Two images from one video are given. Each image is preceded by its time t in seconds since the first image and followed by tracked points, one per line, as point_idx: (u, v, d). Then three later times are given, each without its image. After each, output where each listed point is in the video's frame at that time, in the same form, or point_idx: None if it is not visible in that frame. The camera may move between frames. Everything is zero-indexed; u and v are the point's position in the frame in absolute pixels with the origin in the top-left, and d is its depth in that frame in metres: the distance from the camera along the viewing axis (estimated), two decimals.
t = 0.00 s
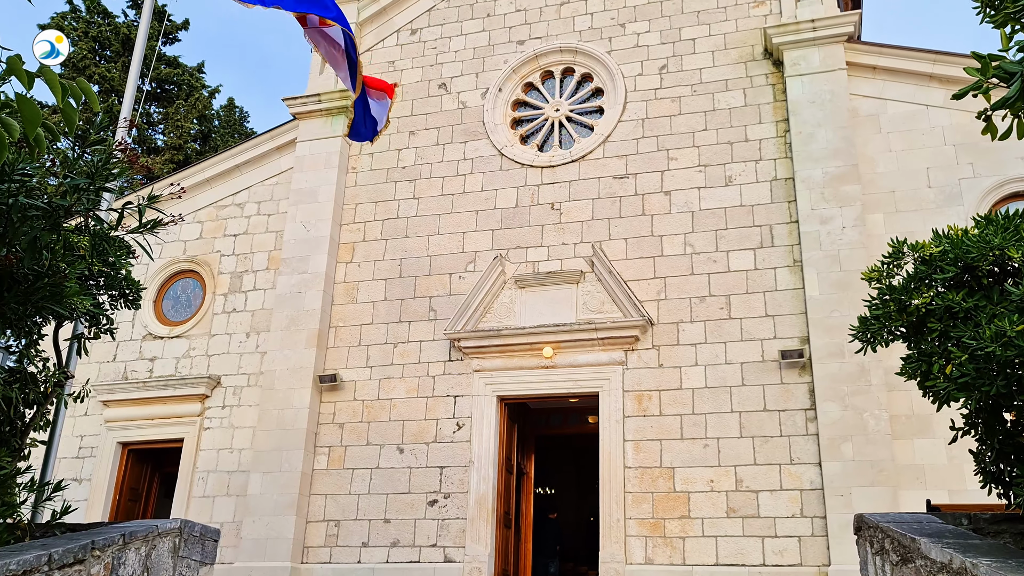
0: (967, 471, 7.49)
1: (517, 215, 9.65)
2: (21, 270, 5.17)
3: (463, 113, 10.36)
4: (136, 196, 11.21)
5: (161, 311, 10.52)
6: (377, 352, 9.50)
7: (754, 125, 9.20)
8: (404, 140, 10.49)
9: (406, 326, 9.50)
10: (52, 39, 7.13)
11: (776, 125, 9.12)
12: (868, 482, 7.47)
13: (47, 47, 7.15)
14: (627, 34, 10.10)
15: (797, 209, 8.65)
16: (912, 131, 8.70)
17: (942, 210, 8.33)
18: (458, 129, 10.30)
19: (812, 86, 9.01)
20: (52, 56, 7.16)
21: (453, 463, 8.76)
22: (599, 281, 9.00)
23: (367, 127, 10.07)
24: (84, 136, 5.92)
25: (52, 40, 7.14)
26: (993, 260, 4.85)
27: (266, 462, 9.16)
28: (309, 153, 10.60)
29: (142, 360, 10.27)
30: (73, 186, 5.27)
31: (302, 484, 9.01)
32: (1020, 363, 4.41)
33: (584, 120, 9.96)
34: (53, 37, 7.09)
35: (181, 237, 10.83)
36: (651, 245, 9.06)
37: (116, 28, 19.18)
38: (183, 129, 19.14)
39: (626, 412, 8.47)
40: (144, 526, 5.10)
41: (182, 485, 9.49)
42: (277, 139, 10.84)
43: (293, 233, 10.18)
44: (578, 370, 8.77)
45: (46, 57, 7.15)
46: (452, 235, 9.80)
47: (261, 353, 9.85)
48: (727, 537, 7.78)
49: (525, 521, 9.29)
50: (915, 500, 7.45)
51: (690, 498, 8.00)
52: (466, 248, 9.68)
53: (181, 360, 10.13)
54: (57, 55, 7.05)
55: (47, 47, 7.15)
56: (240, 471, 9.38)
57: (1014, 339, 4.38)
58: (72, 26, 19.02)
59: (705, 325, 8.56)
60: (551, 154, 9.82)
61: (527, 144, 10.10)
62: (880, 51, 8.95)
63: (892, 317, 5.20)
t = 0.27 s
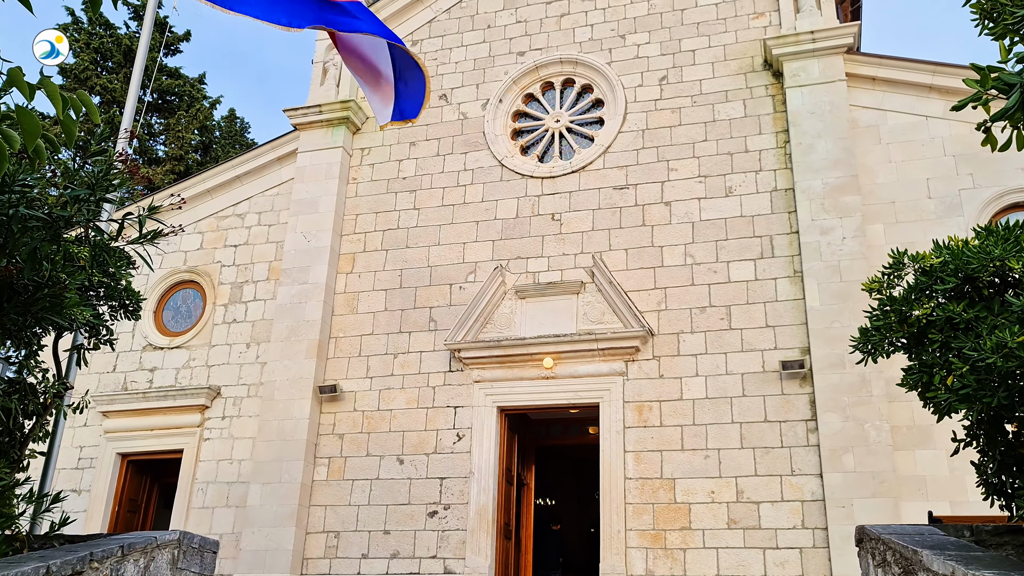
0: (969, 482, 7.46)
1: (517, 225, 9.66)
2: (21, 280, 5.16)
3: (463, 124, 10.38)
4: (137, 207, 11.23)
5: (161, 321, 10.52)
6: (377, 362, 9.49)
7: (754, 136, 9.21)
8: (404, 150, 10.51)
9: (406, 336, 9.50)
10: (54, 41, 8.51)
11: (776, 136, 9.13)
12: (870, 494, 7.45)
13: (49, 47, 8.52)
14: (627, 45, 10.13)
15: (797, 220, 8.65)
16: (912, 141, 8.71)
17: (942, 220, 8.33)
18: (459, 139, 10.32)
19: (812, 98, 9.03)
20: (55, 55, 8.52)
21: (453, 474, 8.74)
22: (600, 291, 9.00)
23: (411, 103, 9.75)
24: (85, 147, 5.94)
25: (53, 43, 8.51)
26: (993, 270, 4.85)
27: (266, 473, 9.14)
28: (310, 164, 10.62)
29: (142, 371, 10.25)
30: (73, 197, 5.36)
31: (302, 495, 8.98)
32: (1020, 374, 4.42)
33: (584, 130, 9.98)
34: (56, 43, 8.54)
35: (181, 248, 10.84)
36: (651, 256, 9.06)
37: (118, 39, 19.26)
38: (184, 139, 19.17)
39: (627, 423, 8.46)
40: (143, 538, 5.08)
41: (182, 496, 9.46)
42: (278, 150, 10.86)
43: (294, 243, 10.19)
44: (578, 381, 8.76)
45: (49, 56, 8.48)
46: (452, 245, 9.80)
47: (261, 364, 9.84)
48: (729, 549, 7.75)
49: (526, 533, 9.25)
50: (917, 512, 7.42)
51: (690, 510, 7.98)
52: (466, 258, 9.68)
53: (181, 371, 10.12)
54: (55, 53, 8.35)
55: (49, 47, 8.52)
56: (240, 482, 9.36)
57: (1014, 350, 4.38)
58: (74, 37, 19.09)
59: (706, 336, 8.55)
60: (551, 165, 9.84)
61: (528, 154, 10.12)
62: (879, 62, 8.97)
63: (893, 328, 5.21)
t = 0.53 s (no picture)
0: (971, 494, 7.44)
1: (517, 236, 9.67)
2: (20, 291, 5.17)
3: (464, 135, 10.41)
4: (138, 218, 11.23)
5: (161, 332, 10.51)
6: (377, 373, 9.48)
7: (754, 148, 9.22)
8: (405, 162, 10.53)
9: (406, 347, 9.49)
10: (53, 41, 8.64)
11: (776, 147, 9.15)
12: (871, 505, 7.42)
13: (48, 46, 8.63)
14: (627, 57, 10.16)
15: (797, 231, 8.65)
16: (911, 153, 8.72)
17: (942, 232, 8.34)
18: (459, 151, 10.35)
19: (811, 109, 9.04)
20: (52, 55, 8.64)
21: (453, 485, 8.71)
22: (600, 303, 8.99)
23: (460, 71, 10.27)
24: (86, 158, 5.97)
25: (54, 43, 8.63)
26: (994, 282, 4.87)
27: (265, 484, 9.11)
28: (311, 175, 10.63)
29: (142, 382, 10.24)
30: (74, 209, 5.35)
31: (302, 506, 8.95)
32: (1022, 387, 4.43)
33: (584, 142, 10.00)
34: (53, 39, 8.57)
35: (182, 259, 10.85)
36: (652, 267, 9.06)
37: (120, 50, 19.32)
38: (185, 151, 19.21)
39: (627, 434, 8.44)
40: (141, 549, 5.06)
41: (181, 507, 9.43)
42: (279, 161, 10.88)
43: (294, 254, 10.19)
44: (578, 392, 8.74)
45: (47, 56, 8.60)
46: (453, 256, 9.81)
47: (261, 375, 9.83)
48: (730, 561, 7.72)
49: (526, 545, 9.21)
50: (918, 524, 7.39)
51: (691, 521, 7.95)
52: (467, 269, 9.69)
53: (181, 382, 10.10)
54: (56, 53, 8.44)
55: (49, 47, 8.65)
56: (239, 494, 9.33)
57: (1016, 362, 4.40)
58: (75, 49, 19.15)
59: (706, 347, 8.54)
60: (552, 177, 9.85)
61: (528, 166, 10.14)
62: (878, 74, 8.99)
63: (894, 340, 5.21)
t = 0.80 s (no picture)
0: (972, 506, 7.41)
1: (517, 247, 9.67)
2: (20, 302, 5.21)
3: (464, 147, 10.43)
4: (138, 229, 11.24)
5: (161, 343, 10.50)
6: (377, 384, 9.47)
7: (754, 159, 9.24)
8: (405, 173, 10.54)
9: (406, 358, 9.48)
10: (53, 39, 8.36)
11: (776, 158, 9.16)
12: (873, 517, 7.39)
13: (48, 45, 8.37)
14: (627, 68, 10.19)
15: (797, 242, 8.65)
16: (911, 164, 8.73)
17: (943, 243, 8.34)
18: (459, 162, 10.36)
19: (811, 120, 9.06)
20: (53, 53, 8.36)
21: (453, 497, 8.69)
22: (600, 313, 8.99)
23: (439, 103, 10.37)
24: (87, 170, 5.98)
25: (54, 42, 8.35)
26: (995, 294, 4.94)
27: (265, 496, 9.09)
28: (311, 186, 10.64)
29: (141, 393, 10.22)
30: (74, 220, 5.37)
31: (301, 518, 8.92)
32: None
33: (584, 153, 10.01)
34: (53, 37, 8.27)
35: (182, 270, 10.85)
36: (652, 278, 9.06)
37: (121, 62, 19.37)
38: (186, 162, 19.24)
39: (628, 446, 8.42)
40: (140, 562, 5.03)
41: (180, 519, 9.40)
42: (280, 172, 10.90)
43: (294, 265, 10.19)
44: (579, 404, 8.73)
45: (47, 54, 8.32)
46: (453, 267, 9.81)
47: (261, 386, 9.81)
48: (731, 573, 7.69)
49: (527, 557, 9.18)
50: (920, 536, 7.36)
51: (692, 533, 7.92)
52: (467, 280, 9.68)
53: (181, 393, 10.08)
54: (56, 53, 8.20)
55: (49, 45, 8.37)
56: (239, 506, 9.30)
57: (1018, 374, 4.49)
58: (77, 60, 19.23)
59: (706, 358, 8.53)
60: (552, 188, 9.86)
61: (528, 177, 10.15)
62: (878, 86, 9.02)
63: (895, 352, 5.28)
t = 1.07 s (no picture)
0: (973, 517, 7.39)
1: (517, 258, 9.67)
2: (20, 313, 5.23)
3: (465, 157, 10.45)
4: (139, 240, 11.25)
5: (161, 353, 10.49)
6: (377, 395, 9.45)
7: (754, 170, 9.25)
8: (406, 184, 10.56)
9: (406, 369, 9.47)
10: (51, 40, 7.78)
11: (776, 169, 9.17)
12: (874, 529, 7.36)
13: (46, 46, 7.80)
14: (627, 80, 10.22)
15: (797, 253, 8.65)
16: (910, 175, 8.74)
17: (942, 254, 8.34)
18: (460, 173, 10.38)
19: (811, 131, 9.07)
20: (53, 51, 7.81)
21: (453, 508, 8.66)
22: (601, 324, 8.98)
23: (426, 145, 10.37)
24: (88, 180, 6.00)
25: (52, 42, 7.78)
26: (996, 305, 5.07)
27: (264, 507, 9.06)
28: (312, 197, 10.65)
29: (141, 403, 10.21)
30: (75, 231, 5.43)
31: (300, 529, 8.89)
32: None
33: (584, 164, 10.03)
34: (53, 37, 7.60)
35: (183, 280, 10.84)
36: (652, 288, 9.06)
37: (123, 73, 19.42)
38: (186, 172, 19.27)
39: (628, 457, 8.40)
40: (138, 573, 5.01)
41: (179, 530, 9.37)
42: (280, 182, 10.91)
43: (295, 275, 10.19)
44: (579, 414, 8.71)
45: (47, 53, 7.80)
46: (453, 277, 9.81)
47: (261, 397, 9.80)
48: None
49: (526, 568, 9.13)
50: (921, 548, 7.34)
51: (692, 545, 7.89)
52: (467, 290, 9.68)
53: (181, 403, 10.07)
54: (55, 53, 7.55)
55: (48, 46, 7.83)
56: (238, 517, 9.28)
57: (1019, 386, 4.61)
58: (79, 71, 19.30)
59: (706, 369, 8.52)
60: (552, 198, 9.87)
61: (528, 188, 10.16)
62: (877, 97, 9.04)
63: (896, 363, 5.39)
